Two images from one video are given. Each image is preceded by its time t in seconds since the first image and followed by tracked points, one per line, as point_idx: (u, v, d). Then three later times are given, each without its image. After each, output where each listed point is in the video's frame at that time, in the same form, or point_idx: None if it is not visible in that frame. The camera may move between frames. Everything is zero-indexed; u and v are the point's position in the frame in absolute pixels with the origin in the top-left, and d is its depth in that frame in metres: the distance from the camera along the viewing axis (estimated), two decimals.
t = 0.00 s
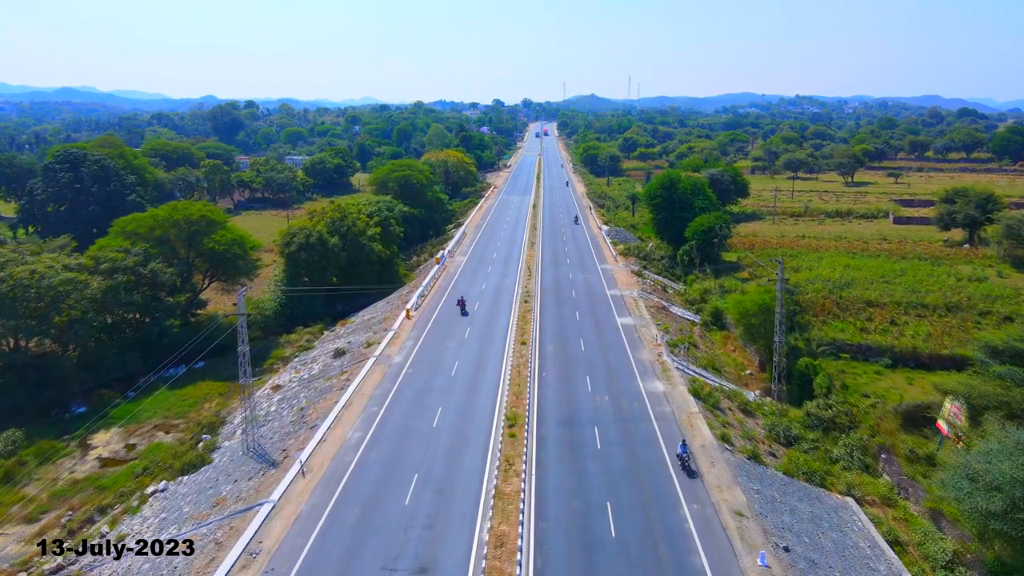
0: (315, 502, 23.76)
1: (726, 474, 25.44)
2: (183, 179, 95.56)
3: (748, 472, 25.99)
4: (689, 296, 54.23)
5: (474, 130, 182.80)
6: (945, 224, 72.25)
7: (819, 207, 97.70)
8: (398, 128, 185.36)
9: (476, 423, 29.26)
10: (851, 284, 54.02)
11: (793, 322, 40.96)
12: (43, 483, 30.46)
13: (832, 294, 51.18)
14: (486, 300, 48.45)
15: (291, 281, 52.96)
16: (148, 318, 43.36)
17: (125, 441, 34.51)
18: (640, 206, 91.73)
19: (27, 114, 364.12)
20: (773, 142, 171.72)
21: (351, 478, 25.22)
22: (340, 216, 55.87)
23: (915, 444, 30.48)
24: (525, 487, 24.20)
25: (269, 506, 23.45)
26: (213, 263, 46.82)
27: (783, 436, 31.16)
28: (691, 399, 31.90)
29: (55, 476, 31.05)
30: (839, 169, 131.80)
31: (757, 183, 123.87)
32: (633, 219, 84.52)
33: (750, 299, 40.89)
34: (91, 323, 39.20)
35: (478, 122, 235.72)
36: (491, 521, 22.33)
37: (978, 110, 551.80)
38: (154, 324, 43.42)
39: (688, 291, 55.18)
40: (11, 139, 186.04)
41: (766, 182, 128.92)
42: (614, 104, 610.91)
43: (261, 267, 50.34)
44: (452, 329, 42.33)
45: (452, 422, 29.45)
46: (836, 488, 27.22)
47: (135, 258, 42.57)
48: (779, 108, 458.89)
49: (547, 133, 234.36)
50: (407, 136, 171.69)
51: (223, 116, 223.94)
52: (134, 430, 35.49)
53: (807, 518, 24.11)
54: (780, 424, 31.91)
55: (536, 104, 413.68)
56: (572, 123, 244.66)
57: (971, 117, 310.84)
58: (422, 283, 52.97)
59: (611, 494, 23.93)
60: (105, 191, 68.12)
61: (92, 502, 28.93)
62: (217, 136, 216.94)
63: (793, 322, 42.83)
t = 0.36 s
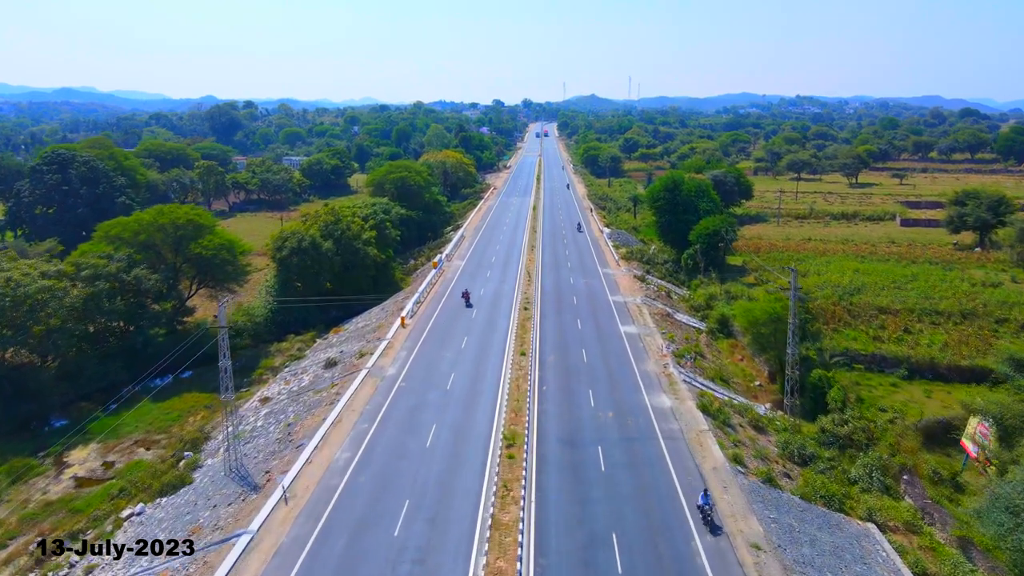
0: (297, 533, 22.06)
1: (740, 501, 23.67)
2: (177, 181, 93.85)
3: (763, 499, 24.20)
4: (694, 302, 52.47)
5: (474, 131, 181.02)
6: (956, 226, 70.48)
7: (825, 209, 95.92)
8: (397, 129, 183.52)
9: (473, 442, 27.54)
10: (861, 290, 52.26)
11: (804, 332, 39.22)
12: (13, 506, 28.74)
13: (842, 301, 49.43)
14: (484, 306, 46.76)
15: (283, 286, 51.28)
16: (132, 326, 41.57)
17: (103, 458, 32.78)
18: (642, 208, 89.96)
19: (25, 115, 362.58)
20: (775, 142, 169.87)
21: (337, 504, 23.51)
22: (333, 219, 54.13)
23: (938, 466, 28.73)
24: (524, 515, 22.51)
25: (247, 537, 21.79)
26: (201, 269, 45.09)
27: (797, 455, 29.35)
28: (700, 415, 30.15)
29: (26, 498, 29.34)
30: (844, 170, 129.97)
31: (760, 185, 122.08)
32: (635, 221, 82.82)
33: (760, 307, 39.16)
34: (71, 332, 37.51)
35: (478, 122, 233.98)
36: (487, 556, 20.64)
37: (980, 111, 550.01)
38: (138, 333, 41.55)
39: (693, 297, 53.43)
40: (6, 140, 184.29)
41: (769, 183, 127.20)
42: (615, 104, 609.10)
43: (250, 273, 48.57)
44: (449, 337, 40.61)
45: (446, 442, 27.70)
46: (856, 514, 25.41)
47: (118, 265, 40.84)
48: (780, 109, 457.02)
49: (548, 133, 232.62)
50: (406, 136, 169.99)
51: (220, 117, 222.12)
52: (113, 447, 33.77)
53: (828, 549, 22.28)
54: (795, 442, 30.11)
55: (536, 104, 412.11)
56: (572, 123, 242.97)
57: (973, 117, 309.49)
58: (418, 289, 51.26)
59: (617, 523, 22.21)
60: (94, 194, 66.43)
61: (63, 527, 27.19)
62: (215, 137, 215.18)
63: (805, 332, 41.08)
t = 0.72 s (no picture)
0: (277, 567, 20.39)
1: (756, 532, 21.93)
2: (170, 182, 92.15)
3: (780, 527, 22.51)
4: (699, 308, 50.81)
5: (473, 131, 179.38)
6: (967, 229, 68.79)
7: (830, 211, 94.23)
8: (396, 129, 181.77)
9: (469, 464, 25.87)
10: (872, 295, 50.59)
11: (816, 341, 37.55)
12: None
13: (853, 307, 47.73)
14: (482, 313, 45.05)
15: (274, 292, 49.61)
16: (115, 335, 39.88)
17: (79, 477, 31.13)
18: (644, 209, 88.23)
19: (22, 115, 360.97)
20: (778, 143, 168.05)
21: (322, 534, 21.84)
22: (327, 222, 52.45)
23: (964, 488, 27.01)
24: (523, 548, 20.84)
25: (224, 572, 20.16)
26: (189, 275, 43.40)
27: (813, 475, 27.61)
28: (710, 433, 28.46)
29: None
30: (848, 171, 128.26)
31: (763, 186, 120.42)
32: (637, 224, 81.16)
33: (770, 316, 37.48)
34: (49, 343, 35.90)
35: (478, 122, 232.27)
36: None
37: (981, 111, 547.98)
38: (120, 343, 39.81)
39: (698, 302, 51.75)
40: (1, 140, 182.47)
41: (772, 184, 125.44)
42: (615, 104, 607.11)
43: (240, 278, 46.88)
44: (445, 347, 38.91)
45: (440, 463, 25.97)
46: (879, 542, 23.70)
47: (100, 271, 39.18)
48: (781, 109, 455.35)
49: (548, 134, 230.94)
50: (405, 137, 168.30)
51: (218, 117, 220.38)
52: (90, 464, 32.10)
53: None
54: (810, 460, 28.39)
55: (536, 104, 409.94)
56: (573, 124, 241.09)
57: (975, 117, 308.01)
58: (414, 294, 49.51)
59: (624, 555, 20.51)
60: (83, 196, 64.75)
61: (32, 554, 25.45)
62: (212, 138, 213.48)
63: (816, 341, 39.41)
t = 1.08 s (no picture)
0: None
1: (775, 567, 20.22)
2: (164, 184, 90.47)
3: (800, 559, 20.84)
4: (705, 315, 49.09)
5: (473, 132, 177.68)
6: (978, 232, 67.02)
7: (836, 213, 92.44)
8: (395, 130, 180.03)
9: (465, 488, 24.24)
10: (884, 301, 48.85)
11: (829, 352, 35.85)
12: None
13: (864, 314, 46.03)
14: (480, 321, 43.38)
15: (265, 298, 47.96)
16: (96, 344, 38.26)
17: (53, 497, 29.46)
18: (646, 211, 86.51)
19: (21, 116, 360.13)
20: (780, 143, 166.25)
21: (304, 568, 20.23)
22: (319, 226, 50.77)
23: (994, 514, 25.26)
24: None
25: None
26: (175, 282, 41.72)
27: (831, 497, 25.87)
28: (721, 452, 26.75)
29: None
30: (852, 172, 126.51)
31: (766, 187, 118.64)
32: (639, 226, 79.43)
33: (781, 326, 35.77)
34: (26, 353, 34.26)
35: (478, 123, 230.53)
36: None
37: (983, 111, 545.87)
38: (100, 353, 38.09)
39: (704, 309, 50.06)
40: None
41: (775, 185, 123.66)
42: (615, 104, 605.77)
43: (229, 284, 45.24)
44: (441, 357, 37.27)
45: (433, 487, 24.35)
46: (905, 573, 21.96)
47: (81, 277, 37.56)
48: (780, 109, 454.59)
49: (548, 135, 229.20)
50: (404, 137, 166.61)
51: (216, 117, 218.75)
52: (66, 482, 30.44)
53: None
54: (827, 480, 26.69)
55: (536, 104, 407.97)
56: (573, 123, 239.40)
57: (978, 117, 306.15)
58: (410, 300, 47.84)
59: None
60: (71, 198, 63.10)
61: None
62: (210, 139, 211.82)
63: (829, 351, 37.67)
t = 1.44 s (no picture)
0: None
1: None
2: (157, 185, 88.84)
3: None
4: (711, 321, 47.39)
5: (473, 132, 176.01)
6: (990, 235, 65.36)
7: (841, 214, 90.76)
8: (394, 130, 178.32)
9: (460, 516, 22.54)
10: (897, 307, 47.17)
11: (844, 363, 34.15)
12: None
13: (877, 321, 44.36)
14: (478, 329, 41.67)
15: (255, 306, 46.22)
16: (76, 354, 36.26)
17: (24, 519, 27.71)
18: (649, 213, 84.84)
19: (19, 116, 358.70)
20: (783, 143, 164.49)
21: None
22: (311, 229, 49.07)
23: None
24: None
25: None
26: (160, 288, 39.99)
27: (853, 523, 24.07)
28: (735, 475, 25.04)
29: None
30: (857, 173, 124.85)
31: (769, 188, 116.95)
32: (642, 228, 77.79)
33: (794, 336, 34.06)
34: None
35: (478, 123, 228.92)
36: None
37: (984, 110, 543.69)
38: (79, 365, 36.05)
39: (710, 315, 48.39)
40: None
41: (779, 187, 121.96)
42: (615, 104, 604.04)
43: (217, 290, 43.51)
44: (437, 369, 35.56)
45: (426, 515, 22.63)
46: None
47: (59, 284, 35.87)
48: (780, 109, 453.03)
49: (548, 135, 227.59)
50: (403, 137, 165.00)
51: (214, 117, 217.06)
52: (38, 504, 28.71)
53: None
54: (848, 504, 24.90)
55: (536, 104, 406.03)
56: (574, 123, 237.58)
57: (980, 117, 304.44)
58: (406, 307, 46.12)
59: None
60: (59, 200, 61.45)
61: None
62: (208, 139, 210.07)
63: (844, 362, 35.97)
